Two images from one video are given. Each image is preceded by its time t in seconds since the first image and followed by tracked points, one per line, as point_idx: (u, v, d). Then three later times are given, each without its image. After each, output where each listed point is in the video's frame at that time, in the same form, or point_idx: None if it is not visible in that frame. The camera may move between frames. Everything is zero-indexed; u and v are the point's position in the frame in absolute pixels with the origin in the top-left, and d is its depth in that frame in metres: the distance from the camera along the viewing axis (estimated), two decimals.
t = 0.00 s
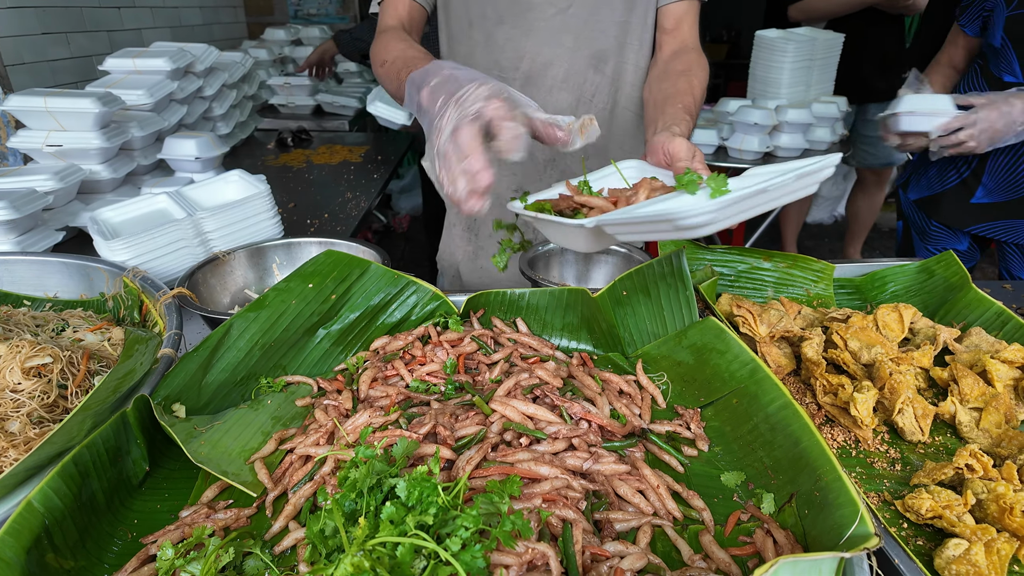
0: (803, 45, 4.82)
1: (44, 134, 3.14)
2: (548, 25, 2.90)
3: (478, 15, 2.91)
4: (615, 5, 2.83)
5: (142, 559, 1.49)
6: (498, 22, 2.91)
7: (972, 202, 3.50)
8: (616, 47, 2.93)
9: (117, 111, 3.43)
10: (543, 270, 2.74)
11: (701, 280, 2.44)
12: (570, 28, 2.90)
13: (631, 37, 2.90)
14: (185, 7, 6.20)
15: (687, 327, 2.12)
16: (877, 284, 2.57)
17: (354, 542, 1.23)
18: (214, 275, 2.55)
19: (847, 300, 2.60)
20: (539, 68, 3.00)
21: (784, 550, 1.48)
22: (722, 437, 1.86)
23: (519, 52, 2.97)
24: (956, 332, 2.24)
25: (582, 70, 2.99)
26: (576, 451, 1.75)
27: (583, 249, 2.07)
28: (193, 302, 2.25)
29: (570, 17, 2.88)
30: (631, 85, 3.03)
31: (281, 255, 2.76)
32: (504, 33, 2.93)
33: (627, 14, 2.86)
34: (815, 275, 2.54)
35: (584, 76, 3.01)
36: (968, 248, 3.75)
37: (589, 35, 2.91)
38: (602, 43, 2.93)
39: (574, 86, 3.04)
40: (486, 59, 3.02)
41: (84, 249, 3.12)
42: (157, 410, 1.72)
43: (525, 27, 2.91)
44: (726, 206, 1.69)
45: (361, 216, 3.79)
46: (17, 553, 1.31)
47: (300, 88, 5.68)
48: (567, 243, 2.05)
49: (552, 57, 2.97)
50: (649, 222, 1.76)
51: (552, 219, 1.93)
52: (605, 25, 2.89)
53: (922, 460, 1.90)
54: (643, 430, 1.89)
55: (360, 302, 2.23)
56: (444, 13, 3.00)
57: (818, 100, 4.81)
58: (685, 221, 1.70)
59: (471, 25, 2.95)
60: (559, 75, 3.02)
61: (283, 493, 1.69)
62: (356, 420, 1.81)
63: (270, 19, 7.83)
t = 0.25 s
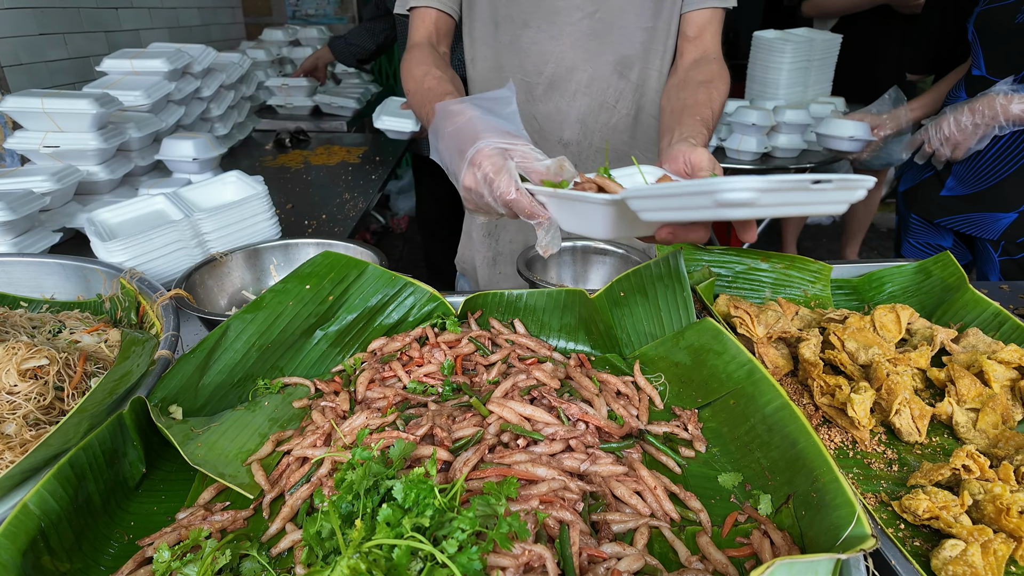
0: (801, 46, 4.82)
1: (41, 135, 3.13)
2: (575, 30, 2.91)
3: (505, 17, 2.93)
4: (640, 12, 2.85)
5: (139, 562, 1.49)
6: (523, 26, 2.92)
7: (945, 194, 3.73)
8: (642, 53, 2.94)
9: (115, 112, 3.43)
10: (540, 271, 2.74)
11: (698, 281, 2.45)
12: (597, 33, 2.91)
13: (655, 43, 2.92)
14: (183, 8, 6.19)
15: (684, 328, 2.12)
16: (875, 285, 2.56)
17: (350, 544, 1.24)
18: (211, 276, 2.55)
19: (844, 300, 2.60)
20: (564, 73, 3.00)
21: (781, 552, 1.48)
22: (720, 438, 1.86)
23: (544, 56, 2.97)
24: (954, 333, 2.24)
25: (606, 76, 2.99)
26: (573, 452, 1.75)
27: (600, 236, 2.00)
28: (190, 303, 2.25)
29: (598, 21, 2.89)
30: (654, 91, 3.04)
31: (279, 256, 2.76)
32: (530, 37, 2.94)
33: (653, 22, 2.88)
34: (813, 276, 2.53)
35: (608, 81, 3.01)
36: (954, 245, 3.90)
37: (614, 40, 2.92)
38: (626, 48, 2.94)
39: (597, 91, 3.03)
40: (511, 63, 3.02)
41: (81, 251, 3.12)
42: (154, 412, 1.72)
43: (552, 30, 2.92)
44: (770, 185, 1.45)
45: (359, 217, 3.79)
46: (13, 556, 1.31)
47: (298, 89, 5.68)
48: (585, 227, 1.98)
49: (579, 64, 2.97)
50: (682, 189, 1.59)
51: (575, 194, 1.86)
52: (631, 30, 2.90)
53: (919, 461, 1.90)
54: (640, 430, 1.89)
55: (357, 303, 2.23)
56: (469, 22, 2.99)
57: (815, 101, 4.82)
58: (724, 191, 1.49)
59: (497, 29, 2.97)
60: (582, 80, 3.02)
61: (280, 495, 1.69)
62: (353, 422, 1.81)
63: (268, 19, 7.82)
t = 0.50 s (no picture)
0: (798, 47, 4.83)
1: (38, 136, 3.13)
2: (591, 32, 2.67)
3: (517, 18, 2.70)
4: (657, 15, 2.61)
5: (134, 563, 1.49)
6: (536, 26, 2.70)
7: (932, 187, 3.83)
8: (655, 59, 2.70)
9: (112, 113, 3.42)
10: (537, 271, 2.74)
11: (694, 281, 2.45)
12: (612, 38, 2.68)
13: (670, 50, 2.68)
14: (180, 9, 6.18)
15: (681, 329, 2.13)
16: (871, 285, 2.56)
17: (345, 546, 1.24)
18: (208, 277, 2.55)
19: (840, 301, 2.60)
20: (576, 78, 2.77)
21: (777, 552, 1.48)
22: (716, 439, 1.86)
23: (558, 59, 2.75)
24: (949, 333, 2.25)
25: (620, 82, 2.76)
26: (569, 453, 1.75)
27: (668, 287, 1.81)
28: (187, 305, 2.25)
29: (614, 26, 2.66)
30: (668, 99, 2.79)
31: (275, 257, 2.76)
32: (543, 39, 2.72)
33: (671, 27, 2.62)
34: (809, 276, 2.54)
35: (622, 87, 2.77)
36: (947, 242, 3.93)
37: (630, 44, 2.68)
38: (640, 54, 2.70)
39: (611, 97, 2.79)
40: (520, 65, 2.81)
41: (77, 252, 3.11)
42: (149, 413, 1.71)
43: (565, 33, 2.69)
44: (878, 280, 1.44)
45: (357, 218, 3.79)
46: (8, 558, 1.30)
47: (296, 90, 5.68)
48: (654, 279, 1.78)
49: (592, 67, 2.74)
50: (792, 286, 1.47)
51: (654, 256, 1.66)
52: (646, 36, 2.66)
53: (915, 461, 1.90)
54: (637, 431, 1.89)
55: (354, 304, 2.23)
56: (482, 18, 2.82)
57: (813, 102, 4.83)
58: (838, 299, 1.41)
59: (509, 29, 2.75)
60: (597, 84, 2.79)
61: (276, 496, 1.69)
62: (349, 423, 1.80)
63: (266, 20, 7.82)
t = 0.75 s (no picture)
0: (795, 47, 4.85)
1: (34, 137, 3.12)
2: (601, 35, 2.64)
3: (523, 19, 2.65)
4: (663, 19, 2.59)
5: (129, 564, 1.48)
6: (542, 27, 2.64)
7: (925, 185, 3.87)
8: (661, 62, 2.67)
9: (108, 113, 3.42)
10: (534, 272, 2.74)
11: (691, 282, 2.45)
12: (618, 40, 2.64)
13: (676, 53, 2.65)
14: (177, 10, 6.18)
15: (677, 329, 2.13)
16: (867, 285, 2.58)
17: (340, 546, 1.24)
18: (204, 277, 2.54)
19: (837, 301, 2.61)
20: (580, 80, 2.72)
21: (772, 552, 1.48)
22: (712, 439, 1.87)
23: (563, 60, 2.69)
24: (945, 333, 2.26)
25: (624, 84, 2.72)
26: (565, 453, 1.75)
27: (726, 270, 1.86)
28: (183, 306, 2.25)
29: (620, 28, 2.62)
30: (670, 103, 2.77)
31: (272, 257, 2.76)
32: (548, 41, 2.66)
33: (676, 31, 2.61)
34: (806, 276, 2.54)
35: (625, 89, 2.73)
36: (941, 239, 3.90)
37: (635, 47, 2.65)
38: (646, 57, 2.66)
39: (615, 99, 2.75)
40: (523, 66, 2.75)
41: (73, 253, 3.11)
42: (145, 414, 1.71)
43: (572, 34, 2.65)
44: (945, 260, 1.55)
45: (354, 219, 3.79)
46: (2, 560, 1.30)
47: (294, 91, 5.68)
48: (716, 263, 1.83)
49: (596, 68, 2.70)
50: (867, 265, 1.59)
51: (722, 240, 1.69)
52: (653, 38, 2.62)
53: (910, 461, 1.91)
54: (633, 431, 1.89)
55: (350, 304, 2.23)
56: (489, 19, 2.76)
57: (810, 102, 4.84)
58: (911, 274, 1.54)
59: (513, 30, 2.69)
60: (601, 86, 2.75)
61: (272, 497, 1.69)
62: (345, 423, 1.80)
63: (264, 20, 7.81)
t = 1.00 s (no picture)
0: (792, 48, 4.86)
1: (30, 137, 3.11)
2: (622, 40, 2.53)
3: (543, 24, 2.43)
4: (678, 26, 2.53)
5: (125, 566, 1.48)
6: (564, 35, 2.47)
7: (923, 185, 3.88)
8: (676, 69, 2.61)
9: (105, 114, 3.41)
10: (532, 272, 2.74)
11: (688, 282, 2.46)
12: (635, 47, 2.54)
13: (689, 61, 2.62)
14: (174, 10, 6.18)
15: (673, 329, 2.13)
16: (864, 285, 2.59)
17: (336, 547, 1.24)
18: (201, 278, 2.54)
19: (834, 301, 2.62)
20: (598, 86, 2.61)
21: (768, 551, 1.49)
22: (708, 438, 1.87)
23: (579, 64, 2.55)
24: (941, 332, 2.26)
25: (638, 91, 2.63)
26: (562, 453, 1.75)
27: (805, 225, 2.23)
28: (180, 306, 2.24)
29: (636, 34, 2.52)
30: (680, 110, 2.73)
31: (268, 258, 2.75)
32: (569, 48, 2.50)
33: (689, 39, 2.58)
34: (802, 276, 2.55)
35: (640, 95, 2.64)
36: (935, 240, 3.89)
37: (651, 53, 2.56)
38: (661, 62, 2.59)
39: (630, 104, 2.65)
40: (539, 72, 2.54)
41: (70, 254, 3.10)
42: (141, 415, 1.71)
43: (590, 39, 2.51)
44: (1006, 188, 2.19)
45: (352, 219, 3.79)
46: None
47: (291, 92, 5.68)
48: (801, 220, 2.19)
49: (614, 73, 2.58)
50: (940, 203, 2.20)
51: (811, 198, 2.06)
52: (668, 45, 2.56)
53: (906, 460, 1.91)
54: (630, 431, 1.89)
55: (347, 305, 2.23)
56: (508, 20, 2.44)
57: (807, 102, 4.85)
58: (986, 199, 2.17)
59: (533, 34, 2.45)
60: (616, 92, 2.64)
61: (268, 498, 1.68)
62: (342, 424, 1.80)
63: (261, 21, 7.79)
